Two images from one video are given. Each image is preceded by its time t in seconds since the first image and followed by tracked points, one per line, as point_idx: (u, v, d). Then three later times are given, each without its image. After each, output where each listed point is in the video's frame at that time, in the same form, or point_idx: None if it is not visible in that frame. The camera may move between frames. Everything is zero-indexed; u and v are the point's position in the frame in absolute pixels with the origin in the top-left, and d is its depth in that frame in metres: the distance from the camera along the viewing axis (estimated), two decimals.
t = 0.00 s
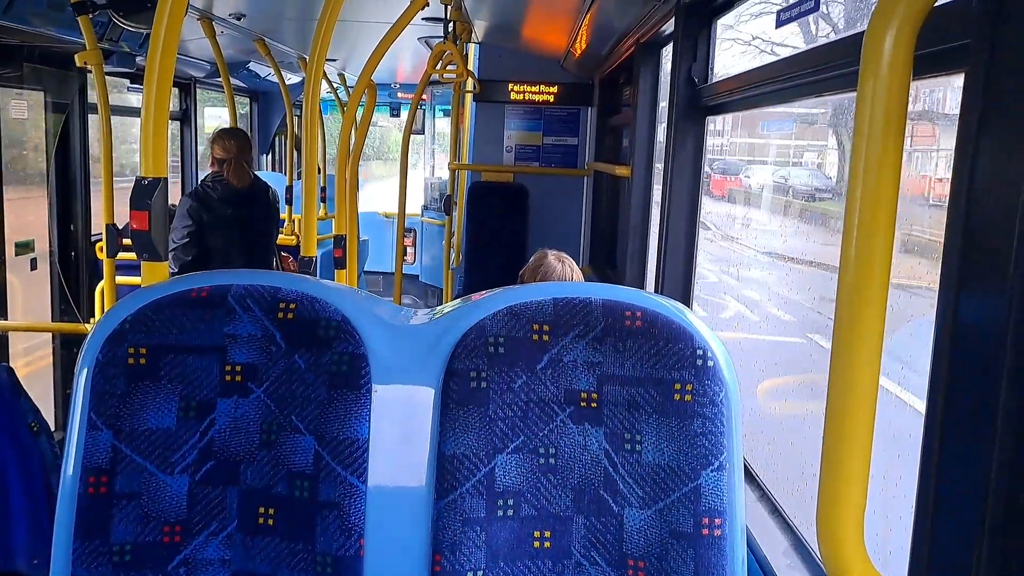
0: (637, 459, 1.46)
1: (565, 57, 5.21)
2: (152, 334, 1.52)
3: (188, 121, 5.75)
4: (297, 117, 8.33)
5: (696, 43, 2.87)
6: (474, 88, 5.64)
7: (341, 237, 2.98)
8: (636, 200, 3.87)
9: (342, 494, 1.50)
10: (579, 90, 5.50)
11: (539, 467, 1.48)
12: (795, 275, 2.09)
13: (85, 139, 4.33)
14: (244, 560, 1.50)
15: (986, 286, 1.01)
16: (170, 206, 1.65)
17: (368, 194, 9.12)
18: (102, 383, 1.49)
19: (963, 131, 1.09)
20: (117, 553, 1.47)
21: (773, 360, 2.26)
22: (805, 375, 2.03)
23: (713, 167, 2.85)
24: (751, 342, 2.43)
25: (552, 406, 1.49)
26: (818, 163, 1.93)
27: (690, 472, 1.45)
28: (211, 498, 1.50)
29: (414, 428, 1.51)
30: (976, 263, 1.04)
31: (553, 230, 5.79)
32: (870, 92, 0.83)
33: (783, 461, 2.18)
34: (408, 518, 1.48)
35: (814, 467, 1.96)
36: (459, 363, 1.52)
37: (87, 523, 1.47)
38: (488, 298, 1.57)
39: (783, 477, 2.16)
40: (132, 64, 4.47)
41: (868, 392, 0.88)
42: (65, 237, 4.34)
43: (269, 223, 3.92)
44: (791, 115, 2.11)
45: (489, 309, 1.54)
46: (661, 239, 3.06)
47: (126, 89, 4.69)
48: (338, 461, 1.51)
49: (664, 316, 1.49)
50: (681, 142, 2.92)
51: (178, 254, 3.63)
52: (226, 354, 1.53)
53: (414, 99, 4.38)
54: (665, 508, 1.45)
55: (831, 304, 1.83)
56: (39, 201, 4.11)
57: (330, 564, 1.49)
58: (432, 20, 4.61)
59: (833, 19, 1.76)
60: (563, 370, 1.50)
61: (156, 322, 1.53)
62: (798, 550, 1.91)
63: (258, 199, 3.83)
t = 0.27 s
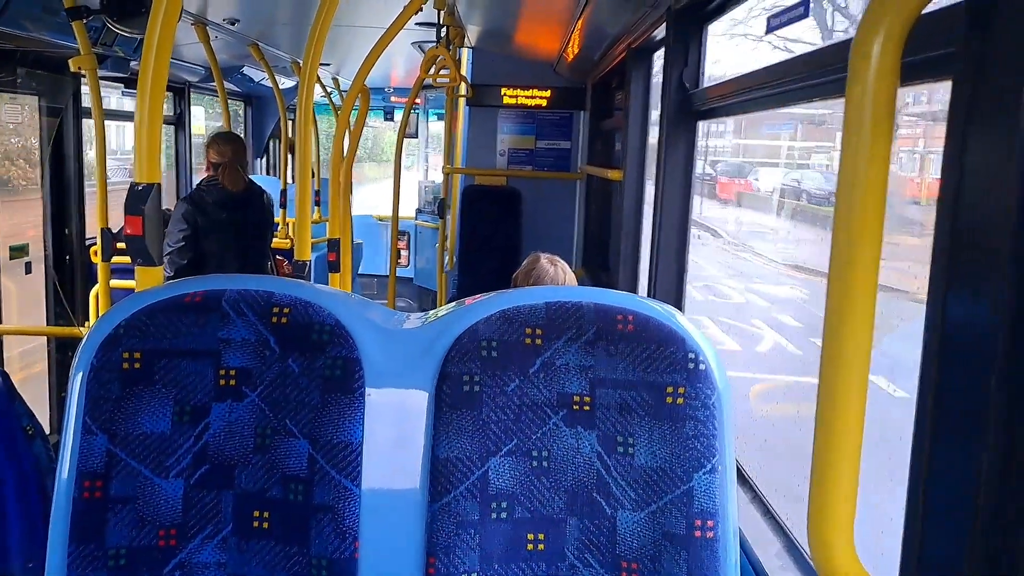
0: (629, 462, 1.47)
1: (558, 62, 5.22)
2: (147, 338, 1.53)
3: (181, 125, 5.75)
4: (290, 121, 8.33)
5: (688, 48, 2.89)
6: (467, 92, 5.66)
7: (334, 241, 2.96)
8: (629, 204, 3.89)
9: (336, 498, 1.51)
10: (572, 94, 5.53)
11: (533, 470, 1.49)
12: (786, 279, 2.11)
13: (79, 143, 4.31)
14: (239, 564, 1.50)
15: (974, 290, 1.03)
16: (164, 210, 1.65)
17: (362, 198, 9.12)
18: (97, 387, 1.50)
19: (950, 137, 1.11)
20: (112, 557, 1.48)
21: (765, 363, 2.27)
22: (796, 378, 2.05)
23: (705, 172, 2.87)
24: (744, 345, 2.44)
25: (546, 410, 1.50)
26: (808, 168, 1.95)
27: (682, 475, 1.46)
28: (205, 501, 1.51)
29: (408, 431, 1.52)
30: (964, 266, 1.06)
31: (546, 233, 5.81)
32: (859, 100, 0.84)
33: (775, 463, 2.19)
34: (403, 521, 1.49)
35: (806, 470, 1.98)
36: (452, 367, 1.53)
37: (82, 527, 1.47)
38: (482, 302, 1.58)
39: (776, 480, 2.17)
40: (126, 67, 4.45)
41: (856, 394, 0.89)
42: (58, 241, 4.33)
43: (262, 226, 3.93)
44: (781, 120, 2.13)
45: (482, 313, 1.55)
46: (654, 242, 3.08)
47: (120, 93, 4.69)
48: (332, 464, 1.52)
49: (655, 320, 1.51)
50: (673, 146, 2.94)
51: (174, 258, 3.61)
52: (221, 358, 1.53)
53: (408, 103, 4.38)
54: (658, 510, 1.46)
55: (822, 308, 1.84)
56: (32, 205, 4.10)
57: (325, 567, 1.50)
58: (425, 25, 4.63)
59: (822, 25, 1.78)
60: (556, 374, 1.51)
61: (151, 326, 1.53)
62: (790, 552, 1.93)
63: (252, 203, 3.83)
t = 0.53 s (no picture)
0: (627, 460, 1.47)
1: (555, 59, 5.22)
2: (142, 336, 1.52)
3: (178, 124, 5.74)
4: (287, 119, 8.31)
5: (685, 45, 2.88)
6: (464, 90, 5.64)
7: (331, 239, 2.96)
8: (627, 202, 3.88)
9: (332, 497, 1.50)
10: (569, 93, 5.54)
11: (530, 469, 1.48)
12: (784, 277, 2.10)
13: (74, 141, 4.31)
14: (234, 564, 1.49)
15: (973, 288, 1.02)
16: (159, 209, 1.64)
17: (358, 196, 9.11)
18: (92, 386, 1.49)
19: (948, 134, 1.11)
20: (106, 557, 1.47)
21: (763, 360, 2.27)
22: (793, 376, 2.04)
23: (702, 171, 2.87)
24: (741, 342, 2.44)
25: (543, 408, 1.49)
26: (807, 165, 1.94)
27: (680, 473, 1.45)
28: (201, 501, 1.50)
29: (404, 430, 1.52)
30: (963, 264, 1.05)
31: (543, 231, 5.80)
32: (858, 96, 0.84)
33: (773, 461, 2.19)
34: (399, 521, 1.48)
35: (804, 468, 1.98)
36: (449, 365, 1.52)
37: (76, 527, 1.47)
38: (479, 300, 1.57)
39: (773, 478, 2.17)
40: (122, 66, 4.44)
41: (856, 393, 0.88)
42: (53, 240, 4.31)
43: (259, 224, 3.93)
44: (779, 117, 2.12)
45: (479, 311, 1.55)
46: (652, 240, 3.07)
47: (116, 91, 4.67)
48: (328, 463, 1.51)
49: (653, 318, 1.50)
50: (670, 144, 2.94)
51: (170, 256, 3.60)
52: (216, 357, 1.53)
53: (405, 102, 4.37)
54: (656, 509, 1.45)
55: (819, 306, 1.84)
56: (27, 204, 4.09)
57: (321, 567, 1.49)
58: (422, 23, 4.62)
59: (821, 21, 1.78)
60: (553, 372, 1.50)
61: (146, 325, 1.52)
62: (788, 550, 1.92)
63: (248, 201, 3.83)
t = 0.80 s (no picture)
0: (622, 457, 1.47)
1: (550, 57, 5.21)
2: (136, 335, 1.51)
3: (171, 121, 5.72)
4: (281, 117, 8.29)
5: (679, 43, 2.89)
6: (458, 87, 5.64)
7: (325, 237, 2.95)
8: (621, 199, 3.89)
9: (328, 495, 1.50)
10: (564, 90, 5.46)
11: (525, 466, 1.48)
12: (778, 275, 2.11)
13: (66, 139, 4.29)
14: (229, 562, 1.49)
15: (967, 287, 1.03)
16: (152, 207, 1.64)
17: (352, 194, 9.10)
18: (86, 385, 1.48)
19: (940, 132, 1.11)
20: (100, 556, 1.46)
21: (757, 357, 2.27)
22: (787, 373, 2.05)
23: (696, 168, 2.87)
24: (736, 339, 2.44)
25: (538, 405, 1.49)
26: (801, 163, 1.95)
27: (675, 470, 1.46)
28: (196, 499, 1.49)
29: (400, 428, 1.51)
30: (956, 261, 1.06)
31: (538, 229, 5.80)
32: (851, 93, 0.84)
33: (767, 458, 2.19)
34: (394, 519, 1.48)
35: (798, 465, 1.98)
36: (444, 363, 1.52)
37: (70, 525, 1.46)
38: (474, 297, 1.57)
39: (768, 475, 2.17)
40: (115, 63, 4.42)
41: (850, 390, 0.89)
42: (47, 238, 4.30)
43: (255, 224, 3.90)
44: (773, 115, 2.13)
45: (474, 308, 1.55)
46: (647, 237, 3.08)
47: (109, 88, 4.66)
48: (323, 461, 1.51)
49: (648, 315, 1.50)
50: (665, 141, 2.94)
51: (163, 254, 3.59)
52: (211, 355, 1.52)
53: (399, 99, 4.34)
54: (651, 506, 1.46)
55: (813, 303, 1.84)
56: (19, 202, 4.07)
57: (316, 565, 1.49)
58: (416, 20, 4.61)
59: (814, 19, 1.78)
60: (548, 369, 1.50)
61: (140, 323, 1.52)
62: (782, 547, 1.93)
63: (244, 200, 3.81)
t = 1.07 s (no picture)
0: (616, 455, 1.47)
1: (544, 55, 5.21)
2: (128, 332, 1.50)
3: (164, 118, 5.70)
4: (275, 114, 8.27)
5: (674, 41, 2.88)
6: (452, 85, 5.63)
7: (318, 234, 2.93)
8: (616, 197, 3.89)
9: (321, 493, 1.50)
10: (558, 88, 5.46)
11: (518, 464, 1.48)
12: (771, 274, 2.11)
13: (59, 135, 4.28)
14: (222, 561, 1.49)
15: (959, 285, 1.03)
16: (145, 204, 1.63)
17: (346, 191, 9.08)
18: (78, 383, 1.48)
19: (932, 130, 1.11)
20: (92, 555, 1.46)
21: (751, 355, 2.27)
22: (779, 372, 2.06)
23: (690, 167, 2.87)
24: (729, 337, 2.45)
25: (531, 403, 1.49)
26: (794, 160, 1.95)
27: (668, 468, 1.46)
28: (188, 497, 1.49)
29: (393, 426, 1.51)
30: (948, 259, 1.06)
31: (532, 227, 5.80)
32: (845, 91, 0.84)
33: (761, 456, 2.20)
34: (388, 518, 1.48)
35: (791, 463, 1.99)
36: (438, 361, 1.52)
37: (61, 524, 1.46)
38: (468, 295, 1.57)
39: (762, 473, 2.18)
40: (108, 60, 4.41)
41: (842, 387, 0.89)
42: (39, 235, 4.28)
43: (247, 221, 3.90)
44: (767, 112, 2.13)
45: (468, 306, 1.54)
46: (641, 235, 3.09)
47: (102, 85, 4.64)
48: (316, 459, 1.50)
49: (642, 313, 1.50)
50: (659, 139, 2.94)
51: (156, 250, 3.56)
52: (203, 353, 1.52)
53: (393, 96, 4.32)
54: (644, 504, 1.46)
55: (807, 301, 1.85)
56: (11, 199, 4.05)
57: (308, 563, 1.49)
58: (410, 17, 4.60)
59: (808, 17, 1.79)
60: (542, 367, 1.50)
61: (132, 320, 1.51)
62: (775, 545, 1.94)
63: (237, 197, 3.81)
